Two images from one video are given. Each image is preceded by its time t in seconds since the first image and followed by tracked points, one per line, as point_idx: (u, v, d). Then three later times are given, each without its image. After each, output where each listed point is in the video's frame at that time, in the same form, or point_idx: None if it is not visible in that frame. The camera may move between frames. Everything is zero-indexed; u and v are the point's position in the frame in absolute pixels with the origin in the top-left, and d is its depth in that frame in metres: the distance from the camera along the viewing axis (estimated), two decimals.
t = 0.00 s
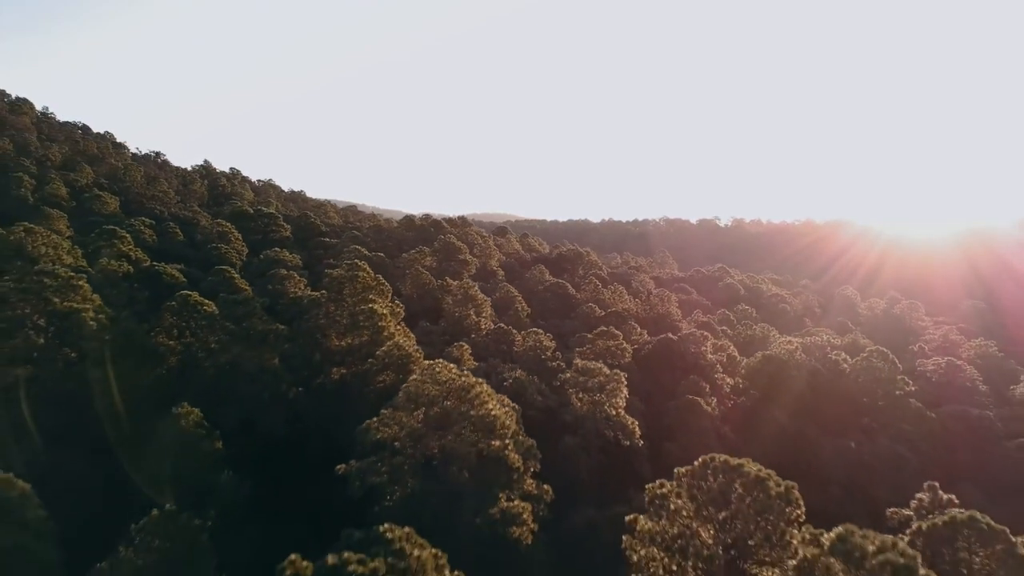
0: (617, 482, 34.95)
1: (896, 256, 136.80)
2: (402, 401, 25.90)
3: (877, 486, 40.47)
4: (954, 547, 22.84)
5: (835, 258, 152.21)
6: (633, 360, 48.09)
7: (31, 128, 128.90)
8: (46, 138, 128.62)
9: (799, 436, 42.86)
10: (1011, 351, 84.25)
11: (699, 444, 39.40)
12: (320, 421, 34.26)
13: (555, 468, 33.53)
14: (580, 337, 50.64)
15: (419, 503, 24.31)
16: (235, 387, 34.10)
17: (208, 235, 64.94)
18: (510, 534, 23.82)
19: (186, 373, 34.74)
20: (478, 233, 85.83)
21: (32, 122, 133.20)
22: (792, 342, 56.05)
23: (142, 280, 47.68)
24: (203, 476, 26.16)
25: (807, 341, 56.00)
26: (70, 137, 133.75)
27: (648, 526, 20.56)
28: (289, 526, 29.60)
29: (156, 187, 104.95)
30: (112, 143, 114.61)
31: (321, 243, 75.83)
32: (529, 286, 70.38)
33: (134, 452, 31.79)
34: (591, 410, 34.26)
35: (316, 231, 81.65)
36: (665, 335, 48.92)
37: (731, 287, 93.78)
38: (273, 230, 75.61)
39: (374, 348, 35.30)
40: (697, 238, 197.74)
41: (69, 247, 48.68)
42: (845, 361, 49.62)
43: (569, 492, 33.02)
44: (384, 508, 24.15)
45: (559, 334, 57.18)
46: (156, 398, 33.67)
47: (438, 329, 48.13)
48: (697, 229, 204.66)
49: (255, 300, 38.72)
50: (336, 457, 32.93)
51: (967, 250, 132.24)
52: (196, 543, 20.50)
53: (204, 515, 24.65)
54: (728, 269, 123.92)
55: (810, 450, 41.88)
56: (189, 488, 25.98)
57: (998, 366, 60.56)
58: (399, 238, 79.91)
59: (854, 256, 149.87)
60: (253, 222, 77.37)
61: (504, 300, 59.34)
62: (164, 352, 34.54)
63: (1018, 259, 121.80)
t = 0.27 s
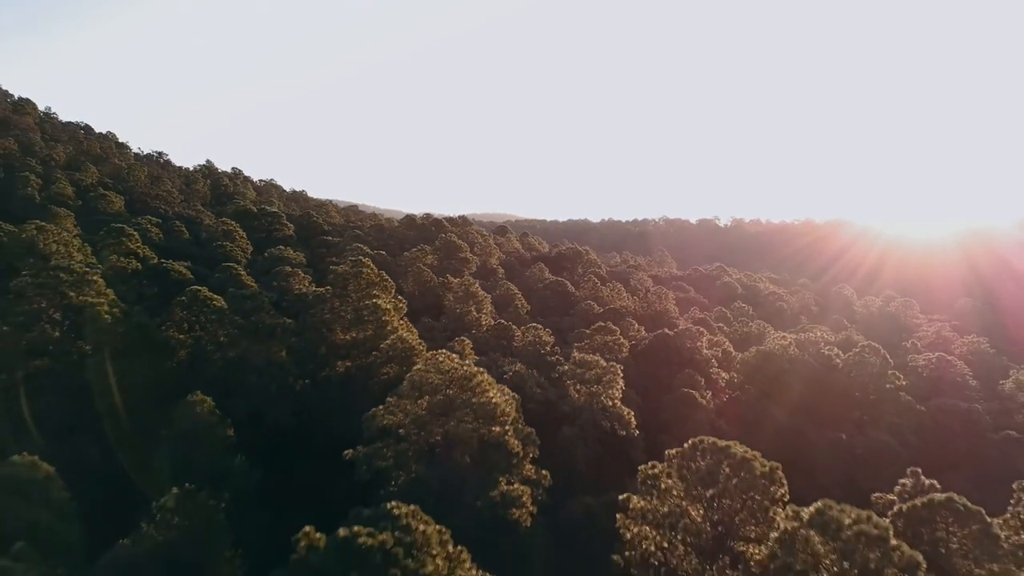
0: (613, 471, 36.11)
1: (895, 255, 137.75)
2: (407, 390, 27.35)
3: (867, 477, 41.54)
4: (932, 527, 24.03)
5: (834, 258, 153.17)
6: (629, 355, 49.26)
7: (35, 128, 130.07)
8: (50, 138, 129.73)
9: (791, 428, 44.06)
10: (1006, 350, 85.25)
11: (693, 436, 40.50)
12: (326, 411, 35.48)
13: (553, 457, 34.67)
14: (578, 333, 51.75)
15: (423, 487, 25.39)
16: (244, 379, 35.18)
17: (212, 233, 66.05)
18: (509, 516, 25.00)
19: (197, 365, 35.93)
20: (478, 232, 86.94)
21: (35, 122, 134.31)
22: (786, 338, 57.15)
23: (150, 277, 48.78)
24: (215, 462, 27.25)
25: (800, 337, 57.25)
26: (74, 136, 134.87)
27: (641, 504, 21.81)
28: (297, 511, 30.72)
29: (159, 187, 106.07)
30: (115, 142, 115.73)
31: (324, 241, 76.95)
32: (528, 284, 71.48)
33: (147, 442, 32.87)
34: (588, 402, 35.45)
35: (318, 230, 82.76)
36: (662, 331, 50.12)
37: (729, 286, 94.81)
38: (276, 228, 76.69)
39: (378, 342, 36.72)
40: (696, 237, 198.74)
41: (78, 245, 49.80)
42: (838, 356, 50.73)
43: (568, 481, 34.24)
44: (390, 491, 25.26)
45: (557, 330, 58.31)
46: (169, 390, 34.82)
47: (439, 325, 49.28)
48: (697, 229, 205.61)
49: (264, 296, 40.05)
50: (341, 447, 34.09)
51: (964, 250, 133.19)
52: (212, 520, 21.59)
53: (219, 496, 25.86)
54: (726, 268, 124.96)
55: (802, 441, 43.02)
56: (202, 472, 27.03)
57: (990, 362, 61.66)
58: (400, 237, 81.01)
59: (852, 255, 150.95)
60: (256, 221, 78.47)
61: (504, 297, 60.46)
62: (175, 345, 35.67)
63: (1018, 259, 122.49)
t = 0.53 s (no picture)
0: (608, 459, 37.45)
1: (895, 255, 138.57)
2: (412, 377, 28.38)
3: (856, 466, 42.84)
4: (909, 506, 25.34)
5: (832, 258, 154.32)
6: (626, 348, 50.71)
7: (40, 128, 131.48)
8: (55, 138, 131.13)
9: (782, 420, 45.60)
10: (999, 348, 86.52)
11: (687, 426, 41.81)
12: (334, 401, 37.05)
13: (550, 445, 36.02)
14: (576, 328, 53.07)
15: (428, 469, 26.83)
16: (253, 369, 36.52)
17: (218, 231, 67.38)
18: (509, 497, 26.49)
19: (209, 356, 37.28)
20: (479, 230, 88.26)
21: (40, 122, 135.73)
22: (780, 333, 58.47)
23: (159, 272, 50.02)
24: (228, 447, 28.92)
25: (793, 332, 58.73)
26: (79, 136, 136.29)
27: (633, 482, 23.17)
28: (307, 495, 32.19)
29: (163, 186, 107.36)
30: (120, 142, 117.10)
31: (327, 240, 78.27)
32: (528, 281, 72.82)
33: (162, 429, 34.25)
34: (585, 391, 36.78)
35: (321, 229, 84.08)
36: (658, 327, 51.52)
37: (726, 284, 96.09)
38: (280, 227, 78.02)
39: (383, 336, 38.09)
40: (695, 237, 200.02)
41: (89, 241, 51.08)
42: (829, 350, 52.15)
43: (566, 467, 35.70)
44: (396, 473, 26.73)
45: (556, 326, 59.63)
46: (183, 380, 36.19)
47: (441, 320, 50.64)
48: (696, 228, 206.90)
49: (272, 289, 40.94)
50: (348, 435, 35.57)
51: (963, 251, 134.14)
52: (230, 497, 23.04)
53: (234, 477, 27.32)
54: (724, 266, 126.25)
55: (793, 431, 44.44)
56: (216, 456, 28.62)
57: (980, 358, 62.98)
58: (402, 235, 82.30)
59: (851, 255, 151.86)
60: (260, 219, 79.78)
61: (504, 294, 61.77)
62: (186, 338, 37.02)
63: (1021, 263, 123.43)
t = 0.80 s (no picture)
0: (605, 449, 38.65)
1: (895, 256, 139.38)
2: (415, 368, 29.60)
3: (847, 457, 44.02)
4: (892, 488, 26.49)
5: (831, 257, 155.33)
6: (623, 344, 51.91)
7: (44, 128, 132.75)
8: (59, 137, 132.37)
9: (776, 410, 46.55)
10: (994, 346, 87.53)
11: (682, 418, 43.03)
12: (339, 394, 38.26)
13: (549, 436, 37.21)
14: (575, 324, 54.27)
15: (432, 455, 28.02)
16: (261, 363, 37.68)
17: (223, 231, 68.53)
18: (509, 483, 27.85)
19: (218, 350, 38.41)
20: (479, 230, 89.40)
21: (44, 122, 136.96)
22: (774, 329, 59.65)
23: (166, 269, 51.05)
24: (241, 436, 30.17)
25: (786, 329, 60.00)
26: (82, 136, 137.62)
27: (626, 465, 23.92)
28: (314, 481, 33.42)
29: (167, 186, 108.48)
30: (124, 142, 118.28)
31: (329, 239, 79.41)
32: (528, 280, 74.00)
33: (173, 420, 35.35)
34: (582, 384, 37.94)
35: (323, 228, 85.20)
36: (655, 323, 52.72)
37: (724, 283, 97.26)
38: (284, 226, 79.18)
39: (386, 330, 39.21)
40: (694, 237, 201.17)
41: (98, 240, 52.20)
42: (822, 346, 53.37)
43: (564, 457, 36.94)
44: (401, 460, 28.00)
45: (555, 323, 60.78)
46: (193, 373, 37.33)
47: (442, 317, 51.82)
48: (695, 228, 208.09)
49: (279, 286, 41.94)
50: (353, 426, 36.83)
51: (963, 251, 134.64)
52: (243, 481, 24.29)
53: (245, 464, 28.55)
54: (722, 265, 127.40)
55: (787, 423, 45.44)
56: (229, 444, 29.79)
57: (972, 355, 64.16)
58: (404, 235, 83.48)
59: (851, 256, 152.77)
60: (264, 218, 80.95)
61: (504, 292, 62.94)
62: (196, 333, 38.01)
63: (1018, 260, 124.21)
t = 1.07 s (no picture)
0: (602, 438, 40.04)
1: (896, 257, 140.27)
2: (420, 358, 31.06)
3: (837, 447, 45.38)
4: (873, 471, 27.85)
5: (831, 258, 156.47)
6: (620, 339, 53.31)
7: (50, 129, 134.39)
8: (65, 138, 134.02)
9: (768, 405, 48.42)
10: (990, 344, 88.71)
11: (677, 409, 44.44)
12: (345, 386, 39.62)
13: (548, 425, 38.60)
14: (573, 320, 55.65)
15: (435, 440, 29.53)
16: (270, 355, 39.05)
17: (229, 229, 69.93)
18: (509, 467, 29.12)
19: (229, 343, 39.89)
20: (479, 229, 90.74)
21: (50, 123, 138.60)
22: (768, 325, 61.05)
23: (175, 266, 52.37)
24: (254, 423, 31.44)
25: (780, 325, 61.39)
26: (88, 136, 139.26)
27: (619, 447, 25.40)
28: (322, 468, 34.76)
29: (171, 185, 109.79)
30: (129, 143, 119.82)
31: (332, 237, 80.77)
32: (528, 278, 75.36)
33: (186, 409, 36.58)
34: (580, 375, 39.27)
35: (326, 227, 86.50)
36: (651, 319, 54.41)
37: (722, 282, 98.53)
38: (288, 225, 80.56)
39: (391, 325, 40.42)
40: (694, 237, 202.40)
41: (110, 236, 53.60)
42: (814, 341, 54.88)
43: (562, 446, 38.30)
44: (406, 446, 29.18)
45: (554, 319, 62.18)
46: (206, 365, 38.76)
47: (444, 313, 53.24)
48: (694, 227, 209.34)
49: (287, 282, 43.17)
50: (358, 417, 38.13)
51: (963, 250, 135.19)
52: (258, 463, 25.80)
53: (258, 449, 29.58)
54: (720, 264, 128.76)
55: (777, 416, 47.11)
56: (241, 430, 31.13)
57: (962, 351, 65.61)
58: (405, 233, 84.85)
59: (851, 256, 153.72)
60: (268, 217, 82.29)
61: (504, 290, 64.34)
62: (206, 327, 39.53)
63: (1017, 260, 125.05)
